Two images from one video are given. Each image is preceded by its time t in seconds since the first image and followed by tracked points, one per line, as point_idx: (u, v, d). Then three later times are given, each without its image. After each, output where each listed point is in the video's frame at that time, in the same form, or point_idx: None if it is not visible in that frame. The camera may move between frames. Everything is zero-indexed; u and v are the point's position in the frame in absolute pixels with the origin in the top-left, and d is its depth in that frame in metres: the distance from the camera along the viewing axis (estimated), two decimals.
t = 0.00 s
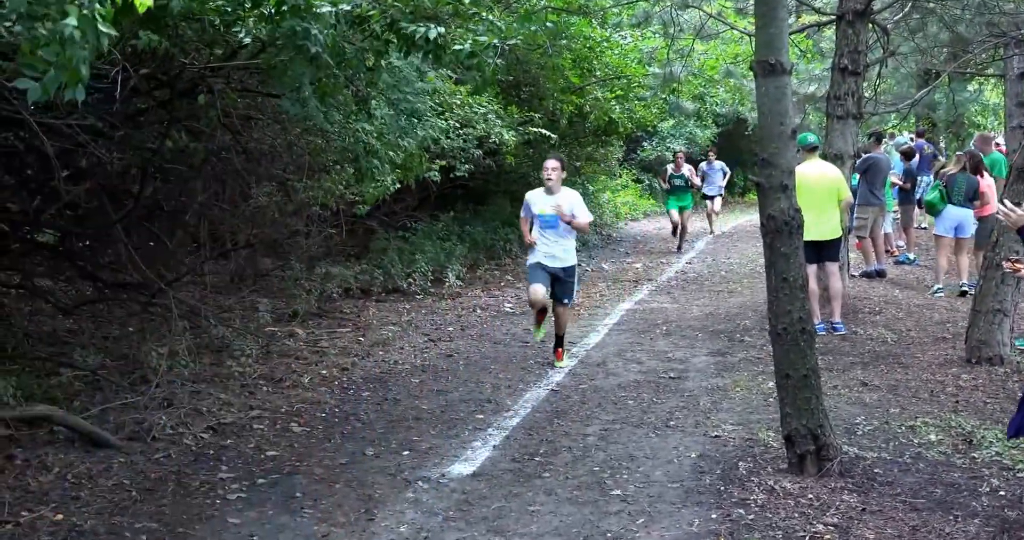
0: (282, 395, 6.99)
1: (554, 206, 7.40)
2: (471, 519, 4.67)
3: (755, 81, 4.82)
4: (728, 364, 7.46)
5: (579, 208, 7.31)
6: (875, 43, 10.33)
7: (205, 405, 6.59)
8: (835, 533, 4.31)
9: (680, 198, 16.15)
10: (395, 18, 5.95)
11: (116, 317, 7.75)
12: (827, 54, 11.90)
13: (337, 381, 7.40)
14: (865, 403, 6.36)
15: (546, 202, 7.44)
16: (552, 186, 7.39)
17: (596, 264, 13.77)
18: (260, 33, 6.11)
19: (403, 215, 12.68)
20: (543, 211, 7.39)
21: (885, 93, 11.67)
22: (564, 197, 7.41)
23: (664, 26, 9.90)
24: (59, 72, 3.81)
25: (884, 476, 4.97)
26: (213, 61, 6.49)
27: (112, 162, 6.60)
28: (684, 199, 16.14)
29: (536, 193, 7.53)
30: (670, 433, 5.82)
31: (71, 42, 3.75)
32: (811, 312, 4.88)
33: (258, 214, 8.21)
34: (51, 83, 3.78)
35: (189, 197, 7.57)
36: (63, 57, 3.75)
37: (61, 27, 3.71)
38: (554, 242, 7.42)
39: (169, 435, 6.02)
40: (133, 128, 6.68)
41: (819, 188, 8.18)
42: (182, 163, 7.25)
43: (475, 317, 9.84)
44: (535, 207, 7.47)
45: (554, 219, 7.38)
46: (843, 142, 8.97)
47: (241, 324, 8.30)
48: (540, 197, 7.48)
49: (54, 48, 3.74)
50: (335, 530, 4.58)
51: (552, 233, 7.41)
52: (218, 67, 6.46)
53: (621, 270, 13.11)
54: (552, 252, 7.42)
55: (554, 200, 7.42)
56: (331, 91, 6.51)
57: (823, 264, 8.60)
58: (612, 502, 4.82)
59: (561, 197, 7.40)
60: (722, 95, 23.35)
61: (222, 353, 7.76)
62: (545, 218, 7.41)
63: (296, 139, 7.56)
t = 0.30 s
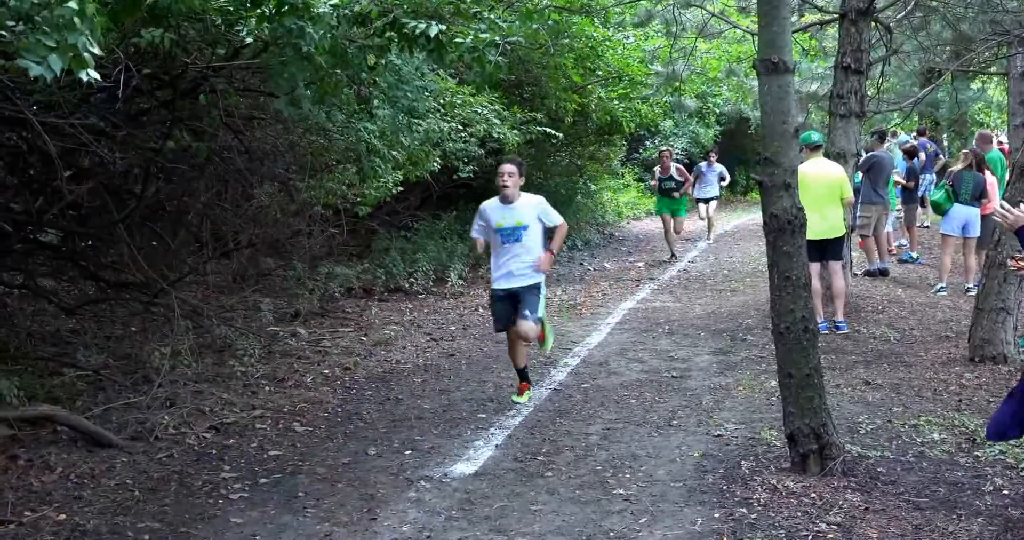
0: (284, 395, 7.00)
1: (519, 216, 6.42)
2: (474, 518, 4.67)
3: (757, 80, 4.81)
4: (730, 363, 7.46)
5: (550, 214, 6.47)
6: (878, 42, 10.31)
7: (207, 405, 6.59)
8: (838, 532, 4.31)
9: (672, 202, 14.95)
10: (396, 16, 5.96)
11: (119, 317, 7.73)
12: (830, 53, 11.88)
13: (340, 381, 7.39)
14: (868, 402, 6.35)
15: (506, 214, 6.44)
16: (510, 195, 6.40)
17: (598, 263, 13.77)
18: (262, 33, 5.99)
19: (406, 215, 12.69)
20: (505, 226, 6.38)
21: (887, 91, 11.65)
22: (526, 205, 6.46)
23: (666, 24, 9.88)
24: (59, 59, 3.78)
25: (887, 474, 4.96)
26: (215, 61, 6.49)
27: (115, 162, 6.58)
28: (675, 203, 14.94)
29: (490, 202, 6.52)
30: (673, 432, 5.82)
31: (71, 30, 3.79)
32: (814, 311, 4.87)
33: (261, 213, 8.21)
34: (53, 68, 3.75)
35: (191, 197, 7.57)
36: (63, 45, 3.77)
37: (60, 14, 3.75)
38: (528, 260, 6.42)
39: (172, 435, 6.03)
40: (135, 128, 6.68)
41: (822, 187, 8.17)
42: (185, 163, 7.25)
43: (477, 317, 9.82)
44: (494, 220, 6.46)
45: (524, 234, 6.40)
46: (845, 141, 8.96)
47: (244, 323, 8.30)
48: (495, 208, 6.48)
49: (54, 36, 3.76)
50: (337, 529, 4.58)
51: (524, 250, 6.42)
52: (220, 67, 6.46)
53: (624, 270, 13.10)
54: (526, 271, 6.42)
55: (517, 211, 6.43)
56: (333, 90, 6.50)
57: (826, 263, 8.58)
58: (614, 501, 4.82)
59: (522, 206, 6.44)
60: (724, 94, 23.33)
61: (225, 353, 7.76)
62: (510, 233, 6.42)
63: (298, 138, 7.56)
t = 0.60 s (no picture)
0: (286, 395, 7.00)
1: (478, 230, 5.63)
2: (477, 518, 4.66)
3: (760, 79, 4.80)
4: (733, 363, 7.45)
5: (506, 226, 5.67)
6: (881, 40, 10.29)
7: (209, 405, 6.60)
8: (842, 532, 4.30)
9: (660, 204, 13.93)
10: (398, 15, 5.95)
11: (121, 317, 7.73)
12: (832, 51, 11.88)
13: (342, 381, 7.39)
14: (870, 401, 6.35)
15: (460, 227, 5.63)
16: (465, 202, 5.61)
17: (600, 262, 13.76)
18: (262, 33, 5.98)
19: (408, 215, 12.68)
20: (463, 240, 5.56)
21: (890, 90, 11.63)
22: (481, 216, 5.65)
23: (669, 24, 9.87)
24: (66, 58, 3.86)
25: (890, 474, 4.95)
26: (217, 60, 6.49)
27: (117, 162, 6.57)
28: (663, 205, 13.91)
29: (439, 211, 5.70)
30: (675, 432, 5.82)
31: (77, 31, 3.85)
32: (816, 311, 4.87)
33: (262, 213, 8.21)
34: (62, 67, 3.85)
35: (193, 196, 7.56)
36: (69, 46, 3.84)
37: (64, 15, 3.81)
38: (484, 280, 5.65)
39: (174, 435, 6.03)
40: (137, 127, 6.68)
41: (825, 186, 8.15)
42: (187, 163, 7.24)
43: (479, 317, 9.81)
44: (447, 233, 5.63)
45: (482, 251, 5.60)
46: (848, 140, 8.94)
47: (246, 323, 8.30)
48: (448, 218, 5.64)
49: (58, 39, 3.83)
50: (339, 529, 4.58)
51: (480, 269, 5.62)
52: (223, 66, 6.45)
53: (626, 269, 13.09)
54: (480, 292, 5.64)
55: (475, 224, 5.63)
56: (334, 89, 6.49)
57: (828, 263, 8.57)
58: (617, 502, 4.81)
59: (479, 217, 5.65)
60: (726, 93, 23.31)
61: (227, 353, 7.75)
62: (465, 249, 5.60)
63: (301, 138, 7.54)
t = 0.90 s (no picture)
0: (289, 395, 7.00)
1: (390, 246, 4.50)
2: (479, 519, 4.66)
3: (762, 79, 4.80)
4: (736, 363, 7.44)
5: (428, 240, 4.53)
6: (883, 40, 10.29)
7: (212, 405, 6.60)
8: (845, 532, 4.29)
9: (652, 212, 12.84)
10: (400, 14, 5.95)
11: (123, 318, 7.73)
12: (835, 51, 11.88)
13: (344, 381, 7.39)
14: (873, 401, 6.34)
15: (371, 243, 4.53)
16: (372, 212, 4.49)
17: (602, 262, 13.76)
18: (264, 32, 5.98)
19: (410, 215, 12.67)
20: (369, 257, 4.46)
21: (892, 90, 11.61)
22: (400, 226, 4.54)
23: (672, 24, 9.87)
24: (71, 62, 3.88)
25: (892, 474, 4.95)
26: (219, 60, 6.50)
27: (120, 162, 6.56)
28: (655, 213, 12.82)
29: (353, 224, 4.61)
30: (678, 432, 5.81)
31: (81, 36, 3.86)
32: (819, 310, 4.86)
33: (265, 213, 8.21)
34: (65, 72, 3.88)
35: (195, 197, 7.56)
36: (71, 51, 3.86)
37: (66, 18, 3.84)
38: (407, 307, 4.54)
39: (176, 435, 6.03)
40: (140, 127, 6.68)
41: (828, 185, 8.14)
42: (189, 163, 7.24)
43: (482, 317, 9.81)
44: (357, 251, 4.55)
45: (395, 270, 4.48)
46: (850, 140, 8.93)
47: (249, 324, 8.30)
48: (361, 232, 4.57)
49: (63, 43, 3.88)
50: (341, 530, 4.58)
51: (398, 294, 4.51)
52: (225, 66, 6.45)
53: (628, 269, 13.08)
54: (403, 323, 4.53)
55: (388, 236, 4.51)
56: (336, 88, 6.49)
57: (831, 263, 8.56)
58: (619, 502, 4.80)
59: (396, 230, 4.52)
60: (728, 93, 23.29)
61: (229, 354, 7.75)
62: (374, 268, 4.50)
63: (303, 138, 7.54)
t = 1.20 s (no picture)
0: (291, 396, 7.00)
1: (278, 266, 3.58)
2: (481, 519, 4.65)
3: (765, 80, 4.80)
4: (738, 363, 7.44)
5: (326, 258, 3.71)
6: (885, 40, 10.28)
7: (214, 406, 6.61)
8: (848, 532, 4.29)
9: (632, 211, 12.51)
10: (402, 15, 5.95)
11: (126, 318, 7.73)
12: (837, 51, 11.88)
13: (347, 381, 7.39)
14: (876, 401, 6.33)
15: (252, 263, 3.57)
16: (256, 226, 3.56)
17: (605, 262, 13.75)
18: (266, 34, 5.98)
19: (412, 216, 12.67)
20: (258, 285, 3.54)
21: (895, 89, 11.61)
22: (291, 242, 3.64)
23: (674, 24, 9.86)
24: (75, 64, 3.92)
25: (895, 474, 4.94)
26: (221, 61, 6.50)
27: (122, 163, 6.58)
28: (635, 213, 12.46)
29: (224, 238, 3.62)
30: (680, 432, 5.81)
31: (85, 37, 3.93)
32: (821, 311, 4.85)
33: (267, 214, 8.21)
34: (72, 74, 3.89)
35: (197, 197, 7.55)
36: (77, 51, 3.92)
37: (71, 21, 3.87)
38: (294, 343, 3.64)
39: (179, 435, 6.04)
40: (142, 128, 6.68)
41: (831, 185, 8.13)
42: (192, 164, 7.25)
43: (484, 317, 9.80)
44: (230, 271, 3.56)
45: (287, 296, 3.58)
46: (853, 140, 8.92)
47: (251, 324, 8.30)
48: (237, 248, 3.59)
49: (67, 44, 3.90)
50: (344, 530, 4.57)
51: (285, 327, 3.60)
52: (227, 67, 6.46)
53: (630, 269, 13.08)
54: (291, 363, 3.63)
55: (278, 255, 3.59)
56: (338, 90, 6.48)
57: (833, 263, 8.55)
58: (622, 502, 4.80)
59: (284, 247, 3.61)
60: (731, 93, 23.26)
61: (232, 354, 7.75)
62: (257, 294, 3.55)
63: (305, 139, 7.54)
